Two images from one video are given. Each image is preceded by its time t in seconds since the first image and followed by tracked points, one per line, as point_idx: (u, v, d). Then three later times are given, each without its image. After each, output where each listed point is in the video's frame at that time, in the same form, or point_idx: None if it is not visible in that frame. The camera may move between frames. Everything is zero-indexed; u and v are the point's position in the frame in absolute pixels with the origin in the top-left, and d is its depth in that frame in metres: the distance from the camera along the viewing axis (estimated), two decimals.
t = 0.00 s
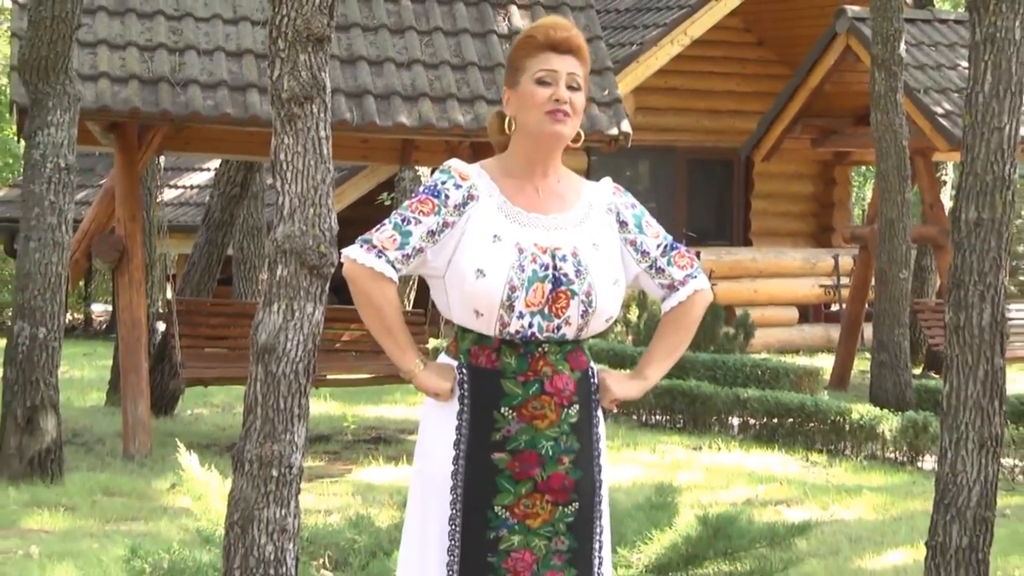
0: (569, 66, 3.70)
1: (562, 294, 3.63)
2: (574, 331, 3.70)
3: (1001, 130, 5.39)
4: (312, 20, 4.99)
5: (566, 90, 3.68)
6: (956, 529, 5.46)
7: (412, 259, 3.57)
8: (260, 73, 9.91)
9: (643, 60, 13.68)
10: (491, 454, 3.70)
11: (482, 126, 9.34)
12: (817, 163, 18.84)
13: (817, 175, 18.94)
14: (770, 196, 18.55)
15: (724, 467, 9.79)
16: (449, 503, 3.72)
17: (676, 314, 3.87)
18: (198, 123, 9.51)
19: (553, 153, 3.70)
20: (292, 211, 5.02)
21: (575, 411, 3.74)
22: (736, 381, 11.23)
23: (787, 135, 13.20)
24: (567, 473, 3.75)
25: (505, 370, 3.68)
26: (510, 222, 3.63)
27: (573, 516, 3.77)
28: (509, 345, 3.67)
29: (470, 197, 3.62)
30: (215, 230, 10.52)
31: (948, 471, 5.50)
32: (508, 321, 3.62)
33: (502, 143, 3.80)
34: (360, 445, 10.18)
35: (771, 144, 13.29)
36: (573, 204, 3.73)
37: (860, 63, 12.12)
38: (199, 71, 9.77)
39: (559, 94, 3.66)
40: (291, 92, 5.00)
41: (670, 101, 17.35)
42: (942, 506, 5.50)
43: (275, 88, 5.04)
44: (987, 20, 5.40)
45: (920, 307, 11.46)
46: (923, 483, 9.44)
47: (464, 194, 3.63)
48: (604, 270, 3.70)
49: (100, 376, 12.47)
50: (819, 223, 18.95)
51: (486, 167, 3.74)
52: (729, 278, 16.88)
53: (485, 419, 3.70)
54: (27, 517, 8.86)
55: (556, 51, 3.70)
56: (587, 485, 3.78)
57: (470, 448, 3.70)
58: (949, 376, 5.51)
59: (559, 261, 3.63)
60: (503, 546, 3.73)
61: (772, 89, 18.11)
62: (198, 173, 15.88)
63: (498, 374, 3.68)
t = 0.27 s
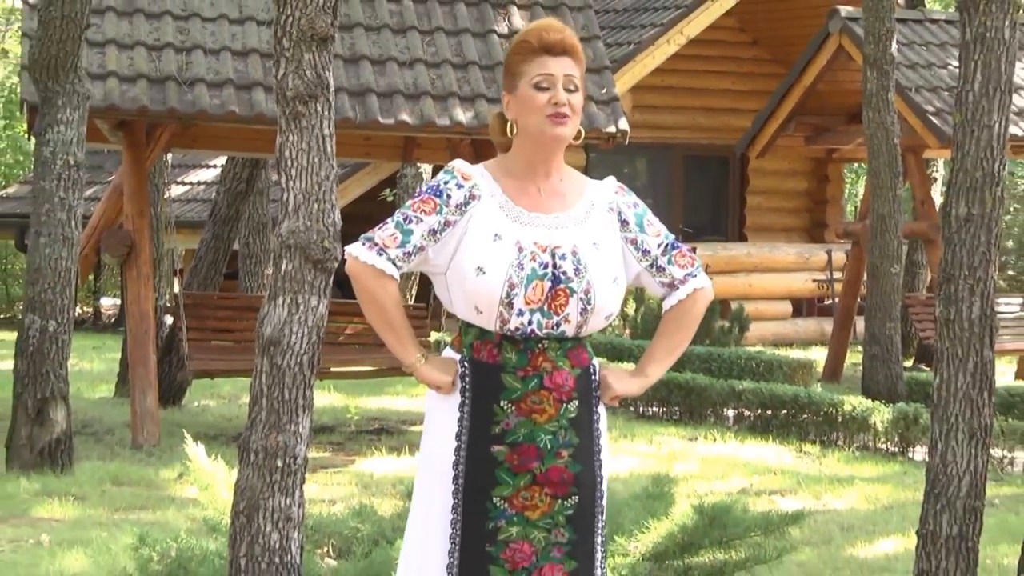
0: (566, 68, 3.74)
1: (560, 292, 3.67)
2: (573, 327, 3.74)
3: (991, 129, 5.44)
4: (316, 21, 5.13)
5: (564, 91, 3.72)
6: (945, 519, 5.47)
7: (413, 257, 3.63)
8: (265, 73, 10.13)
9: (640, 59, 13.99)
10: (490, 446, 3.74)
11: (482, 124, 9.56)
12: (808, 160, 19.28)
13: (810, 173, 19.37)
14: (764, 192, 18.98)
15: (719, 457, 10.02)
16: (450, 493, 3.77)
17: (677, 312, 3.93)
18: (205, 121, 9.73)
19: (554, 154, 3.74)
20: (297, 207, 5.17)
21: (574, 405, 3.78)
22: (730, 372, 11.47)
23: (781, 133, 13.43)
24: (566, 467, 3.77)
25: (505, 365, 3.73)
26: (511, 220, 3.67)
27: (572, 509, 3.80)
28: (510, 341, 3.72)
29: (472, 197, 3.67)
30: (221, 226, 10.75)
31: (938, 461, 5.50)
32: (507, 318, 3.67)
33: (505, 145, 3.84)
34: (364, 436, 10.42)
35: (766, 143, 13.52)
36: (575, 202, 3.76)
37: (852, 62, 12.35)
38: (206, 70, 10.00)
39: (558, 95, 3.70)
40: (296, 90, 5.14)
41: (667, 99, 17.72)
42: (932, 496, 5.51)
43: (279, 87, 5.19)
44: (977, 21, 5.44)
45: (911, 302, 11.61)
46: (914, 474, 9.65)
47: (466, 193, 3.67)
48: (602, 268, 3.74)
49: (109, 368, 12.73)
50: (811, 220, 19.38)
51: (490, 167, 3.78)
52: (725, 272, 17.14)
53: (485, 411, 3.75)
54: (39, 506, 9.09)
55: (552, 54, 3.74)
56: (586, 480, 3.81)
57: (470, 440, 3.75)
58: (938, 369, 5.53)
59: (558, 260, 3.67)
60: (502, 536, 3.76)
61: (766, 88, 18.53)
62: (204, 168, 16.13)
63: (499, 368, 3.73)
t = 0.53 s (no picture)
0: (557, 62, 3.70)
1: (567, 279, 3.63)
2: (582, 314, 3.69)
3: (979, 125, 5.57)
4: (321, 20, 5.21)
5: (557, 85, 3.69)
6: (934, 506, 5.56)
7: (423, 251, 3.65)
8: (271, 71, 10.38)
9: (638, 58, 14.35)
10: (502, 430, 3.74)
11: (483, 120, 9.82)
12: (802, 156, 19.64)
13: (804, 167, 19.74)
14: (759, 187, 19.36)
15: (713, 445, 10.29)
16: (463, 477, 3.79)
17: (688, 296, 3.79)
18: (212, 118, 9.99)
19: (557, 148, 3.70)
20: (302, 201, 5.25)
21: (586, 391, 3.74)
22: (725, 363, 11.76)
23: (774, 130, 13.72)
24: (577, 452, 3.75)
25: (517, 351, 3.71)
26: (517, 210, 3.65)
27: (583, 494, 3.77)
28: (521, 328, 3.70)
29: (479, 190, 3.66)
30: (228, 220, 11.00)
31: (928, 450, 5.60)
32: (516, 306, 3.66)
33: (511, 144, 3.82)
34: (368, 425, 10.69)
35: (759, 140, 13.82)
36: (582, 192, 3.71)
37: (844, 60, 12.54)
38: (214, 68, 10.26)
39: (551, 90, 3.67)
40: (302, 87, 5.22)
41: (664, 96, 18.07)
42: (922, 483, 5.59)
43: (285, 84, 5.27)
44: (966, 20, 5.54)
45: (901, 294, 11.83)
46: (904, 462, 9.90)
47: (473, 186, 3.67)
48: (609, 254, 3.68)
49: (119, 360, 13.02)
50: (805, 213, 19.76)
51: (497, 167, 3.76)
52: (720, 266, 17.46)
53: (497, 397, 3.74)
54: (51, 493, 9.36)
55: (540, 51, 3.70)
56: (598, 465, 3.77)
57: (483, 426, 3.75)
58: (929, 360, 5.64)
59: (563, 248, 3.63)
60: (513, 519, 3.76)
61: (760, 85, 18.89)
62: (211, 165, 16.42)
63: (510, 355, 3.71)
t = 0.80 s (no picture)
0: (553, 64, 3.76)
1: (567, 276, 3.66)
2: (586, 308, 3.70)
3: (967, 122, 5.86)
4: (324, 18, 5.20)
5: (554, 87, 3.74)
6: (923, 494, 6.00)
7: (431, 253, 3.73)
8: (277, 70, 10.64)
9: (635, 58, 14.76)
10: (512, 425, 3.77)
11: (483, 119, 10.09)
12: (796, 153, 20.14)
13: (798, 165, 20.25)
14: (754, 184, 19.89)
15: (708, 435, 10.56)
16: (477, 472, 3.82)
17: (697, 288, 3.77)
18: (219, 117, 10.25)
19: (560, 148, 3.75)
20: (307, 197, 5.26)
21: (594, 385, 3.76)
22: (720, 355, 12.06)
23: (768, 128, 14.04)
24: (587, 444, 3.77)
25: (526, 347, 3.74)
26: (520, 211, 3.70)
27: (593, 485, 3.78)
28: (529, 325, 3.74)
29: (484, 192, 3.72)
30: (235, 216, 11.31)
31: (917, 440, 6.02)
32: (520, 303, 3.69)
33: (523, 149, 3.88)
34: (371, 416, 10.98)
35: (753, 138, 14.14)
36: (586, 189, 3.72)
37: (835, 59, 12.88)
38: (221, 67, 10.52)
39: (547, 92, 3.73)
40: (305, 86, 5.21)
41: (660, 96, 18.53)
42: (913, 472, 6.01)
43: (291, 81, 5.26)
44: (954, 20, 5.90)
45: (891, 288, 12.14)
46: (893, 452, 10.16)
47: (478, 189, 3.73)
48: (609, 249, 3.68)
49: (129, 352, 13.32)
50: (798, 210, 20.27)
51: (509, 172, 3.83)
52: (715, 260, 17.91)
53: (507, 392, 3.77)
54: (63, 481, 9.63)
55: (534, 54, 3.77)
56: (608, 457, 3.78)
57: (494, 421, 3.78)
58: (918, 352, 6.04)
59: (564, 245, 3.65)
60: (525, 511, 3.78)
61: (755, 84, 19.35)
62: (218, 162, 16.72)
63: (519, 352, 3.74)
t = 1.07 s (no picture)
0: (545, 65, 3.71)
1: (562, 270, 3.61)
2: (584, 303, 3.65)
3: (958, 122, 5.76)
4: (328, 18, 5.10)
5: (548, 87, 3.69)
6: (914, 486, 5.84)
7: (434, 248, 3.74)
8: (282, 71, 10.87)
9: (631, 59, 15.30)
10: (511, 415, 3.73)
11: (484, 118, 10.30)
12: (788, 152, 20.66)
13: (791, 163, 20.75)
14: (747, 182, 20.39)
15: (705, 429, 10.78)
16: (477, 463, 3.79)
17: (695, 280, 3.63)
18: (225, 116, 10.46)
19: (561, 146, 3.68)
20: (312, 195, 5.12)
21: (592, 377, 3.70)
22: (715, 350, 12.32)
23: (762, 127, 14.35)
24: (584, 437, 3.71)
25: (525, 341, 3.71)
26: (520, 205, 3.68)
27: (591, 476, 3.71)
28: (529, 319, 3.71)
29: (487, 187, 3.71)
30: (241, 214, 11.54)
31: (908, 434, 5.85)
32: (519, 298, 3.68)
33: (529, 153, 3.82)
34: (374, 409, 11.20)
35: (748, 137, 14.48)
36: (586, 185, 3.66)
37: (828, 61, 13.13)
38: (227, 68, 10.74)
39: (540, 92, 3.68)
40: (309, 85, 5.09)
41: (656, 96, 19.11)
42: (903, 464, 5.87)
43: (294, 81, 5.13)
44: (947, 22, 5.75)
45: (883, 284, 12.40)
46: (885, 444, 10.38)
47: (482, 185, 3.72)
48: (605, 245, 3.62)
49: (138, 347, 13.58)
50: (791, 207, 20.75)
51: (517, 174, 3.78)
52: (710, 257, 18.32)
53: (506, 384, 3.74)
54: (72, 474, 9.85)
55: (526, 57, 3.73)
56: (606, 450, 3.71)
57: (492, 412, 3.75)
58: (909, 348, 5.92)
59: (560, 240, 3.62)
60: (523, 500, 3.73)
61: (749, 85, 19.90)
62: (224, 161, 16.98)
63: (518, 344, 3.72)
